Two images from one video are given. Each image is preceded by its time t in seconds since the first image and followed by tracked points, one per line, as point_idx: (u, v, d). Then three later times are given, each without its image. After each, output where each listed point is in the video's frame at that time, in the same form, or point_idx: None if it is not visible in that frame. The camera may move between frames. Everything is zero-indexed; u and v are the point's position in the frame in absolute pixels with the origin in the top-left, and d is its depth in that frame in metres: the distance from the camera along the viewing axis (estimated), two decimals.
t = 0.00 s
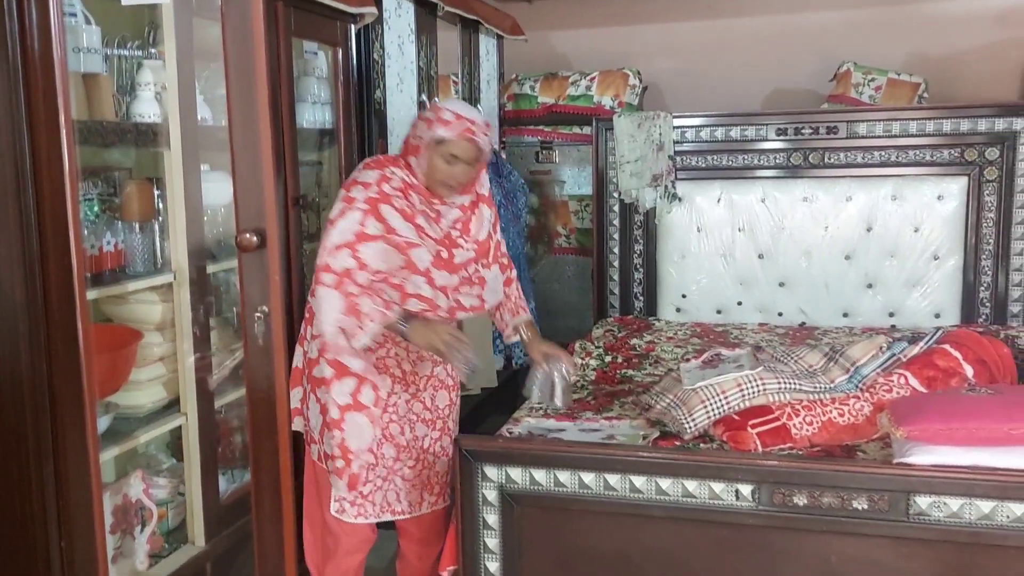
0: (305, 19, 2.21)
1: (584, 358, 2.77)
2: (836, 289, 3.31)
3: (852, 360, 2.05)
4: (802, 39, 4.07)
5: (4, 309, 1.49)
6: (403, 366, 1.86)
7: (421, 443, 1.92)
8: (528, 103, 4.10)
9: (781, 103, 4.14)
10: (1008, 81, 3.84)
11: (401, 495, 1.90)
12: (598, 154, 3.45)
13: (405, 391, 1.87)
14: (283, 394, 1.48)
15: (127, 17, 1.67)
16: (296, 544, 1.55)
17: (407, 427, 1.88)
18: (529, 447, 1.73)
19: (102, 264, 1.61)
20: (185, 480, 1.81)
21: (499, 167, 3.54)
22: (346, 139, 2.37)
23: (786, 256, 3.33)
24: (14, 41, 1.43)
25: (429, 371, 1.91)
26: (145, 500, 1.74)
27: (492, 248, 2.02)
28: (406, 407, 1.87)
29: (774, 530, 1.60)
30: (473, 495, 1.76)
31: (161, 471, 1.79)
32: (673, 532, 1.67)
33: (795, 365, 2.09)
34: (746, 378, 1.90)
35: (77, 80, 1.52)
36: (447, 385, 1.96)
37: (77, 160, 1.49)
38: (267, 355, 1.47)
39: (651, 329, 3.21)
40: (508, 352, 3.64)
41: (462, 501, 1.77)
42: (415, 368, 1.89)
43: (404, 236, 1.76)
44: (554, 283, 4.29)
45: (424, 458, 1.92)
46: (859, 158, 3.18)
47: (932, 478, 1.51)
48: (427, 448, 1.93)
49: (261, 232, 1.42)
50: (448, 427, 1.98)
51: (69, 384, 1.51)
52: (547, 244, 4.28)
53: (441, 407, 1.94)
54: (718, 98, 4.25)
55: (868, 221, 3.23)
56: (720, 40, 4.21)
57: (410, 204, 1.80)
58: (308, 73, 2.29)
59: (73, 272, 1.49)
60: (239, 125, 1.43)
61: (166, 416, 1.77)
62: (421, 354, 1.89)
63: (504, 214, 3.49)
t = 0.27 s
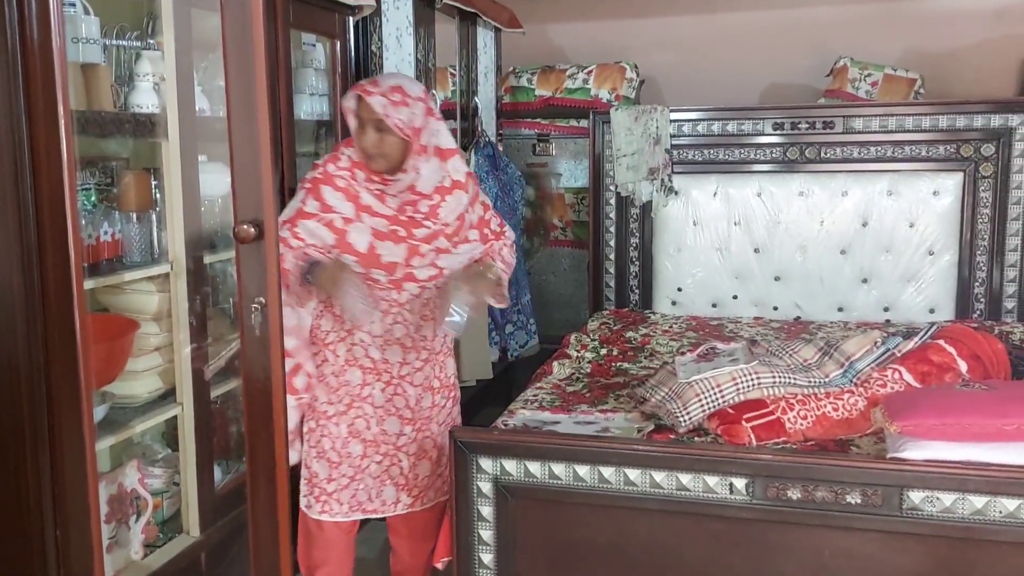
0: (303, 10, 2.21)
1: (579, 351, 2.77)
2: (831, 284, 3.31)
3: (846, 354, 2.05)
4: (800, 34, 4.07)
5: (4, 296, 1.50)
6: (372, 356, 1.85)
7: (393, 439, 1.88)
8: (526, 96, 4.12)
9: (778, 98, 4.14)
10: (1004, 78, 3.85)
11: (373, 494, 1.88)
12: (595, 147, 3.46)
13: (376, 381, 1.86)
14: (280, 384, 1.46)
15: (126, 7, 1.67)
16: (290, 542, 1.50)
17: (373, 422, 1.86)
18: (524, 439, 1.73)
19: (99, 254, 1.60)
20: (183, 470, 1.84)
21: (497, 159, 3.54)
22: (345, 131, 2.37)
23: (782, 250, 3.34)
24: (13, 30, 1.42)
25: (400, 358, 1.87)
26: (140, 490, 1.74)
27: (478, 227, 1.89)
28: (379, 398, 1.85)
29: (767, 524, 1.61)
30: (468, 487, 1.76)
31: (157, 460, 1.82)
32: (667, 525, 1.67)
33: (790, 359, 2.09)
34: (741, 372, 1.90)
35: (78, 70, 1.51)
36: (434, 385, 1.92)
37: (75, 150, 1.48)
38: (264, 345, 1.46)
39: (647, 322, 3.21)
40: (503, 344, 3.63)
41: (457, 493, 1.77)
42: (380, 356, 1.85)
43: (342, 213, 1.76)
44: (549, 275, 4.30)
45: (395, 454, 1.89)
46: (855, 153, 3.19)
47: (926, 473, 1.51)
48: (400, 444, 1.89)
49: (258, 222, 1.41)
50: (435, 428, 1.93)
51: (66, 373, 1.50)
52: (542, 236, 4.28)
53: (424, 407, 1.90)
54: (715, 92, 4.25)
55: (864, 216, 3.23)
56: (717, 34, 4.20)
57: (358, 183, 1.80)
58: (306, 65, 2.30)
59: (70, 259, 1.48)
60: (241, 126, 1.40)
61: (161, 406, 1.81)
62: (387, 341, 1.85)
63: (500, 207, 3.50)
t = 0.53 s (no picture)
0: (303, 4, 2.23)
1: (574, 348, 2.77)
2: (827, 283, 3.32)
3: (842, 354, 2.05)
4: (799, 33, 4.07)
5: (2, 289, 1.49)
6: (318, 350, 1.87)
7: (351, 430, 1.93)
8: (523, 92, 4.08)
9: (776, 96, 4.14)
10: (1003, 79, 3.85)
11: (339, 489, 1.93)
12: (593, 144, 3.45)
13: (327, 374, 1.88)
14: (276, 379, 1.46)
15: None
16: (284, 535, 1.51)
17: (327, 416, 1.89)
18: (518, 436, 1.73)
19: (98, 246, 1.58)
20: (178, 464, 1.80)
21: (494, 155, 3.53)
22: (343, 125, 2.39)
23: (779, 249, 3.34)
24: (14, 23, 1.42)
25: (347, 354, 1.88)
26: (135, 482, 1.75)
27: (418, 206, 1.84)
28: (330, 392, 1.88)
29: (761, 523, 1.61)
30: (462, 483, 1.76)
31: (152, 452, 1.82)
32: (660, 524, 1.66)
33: (785, 358, 2.10)
34: (736, 370, 1.90)
35: (77, 63, 1.50)
36: (389, 388, 1.93)
37: (75, 143, 1.47)
38: (260, 340, 1.46)
39: (643, 320, 3.21)
40: (498, 340, 3.61)
41: (450, 488, 1.77)
42: (326, 350, 1.87)
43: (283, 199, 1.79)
44: (546, 271, 4.29)
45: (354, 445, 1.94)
46: (853, 152, 3.20)
47: (920, 473, 1.52)
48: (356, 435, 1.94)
49: (256, 217, 1.41)
50: (390, 431, 1.94)
51: (63, 364, 1.50)
52: (539, 233, 4.28)
53: (376, 409, 1.92)
54: (714, 90, 4.25)
55: (861, 216, 3.24)
56: (716, 32, 4.20)
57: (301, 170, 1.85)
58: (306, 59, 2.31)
59: (68, 251, 1.48)
60: (241, 126, 1.39)
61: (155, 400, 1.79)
62: (331, 335, 1.87)
63: (496, 203, 3.49)
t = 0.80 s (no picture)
0: None
1: (571, 345, 2.77)
2: (825, 281, 3.32)
3: (839, 353, 2.05)
4: (799, 31, 4.06)
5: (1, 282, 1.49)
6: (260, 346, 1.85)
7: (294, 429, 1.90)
8: (523, 88, 4.08)
9: (776, 95, 4.14)
10: (1001, 79, 3.85)
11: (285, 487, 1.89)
12: (592, 141, 3.45)
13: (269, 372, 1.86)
14: (273, 373, 1.46)
15: None
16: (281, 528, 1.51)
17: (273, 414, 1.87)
18: (515, 432, 1.73)
19: (96, 239, 1.57)
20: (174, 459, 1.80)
21: (492, 151, 3.53)
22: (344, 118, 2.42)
23: (777, 247, 3.34)
24: (15, 15, 1.42)
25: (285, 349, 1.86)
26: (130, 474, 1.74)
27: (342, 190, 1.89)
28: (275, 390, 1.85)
29: (757, 522, 1.61)
30: (458, 479, 1.76)
31: (149, 445, 1.84)
32: (656, 521, 1.67)
33: (782, 357, 2.10)
34: (733, 368, 1.90)
35: (76, 54, 1.50)
36: (330, 393, 1.88)
37: (74, 134, 1.47)
38: (258, 334, 1.45)
39: (640, 317, 3.21)
40: (496, 336, 3.61)
41: (447, 484, 1.76)
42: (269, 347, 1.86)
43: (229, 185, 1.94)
44: (543, 268, 4.29)
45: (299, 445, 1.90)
46: (852, 151, 3.20)
47: (916, 473, 1.52)
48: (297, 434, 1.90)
49: (255, 210, 1.41)
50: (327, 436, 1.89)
51: (61, 356, 1.50)
52: (537, 229, 4.28)
53: (313, 411, 1.87)
54: (713, 88, 4.24)
55: (859, 215, 3.24)
56: (716, 30, 4.19)
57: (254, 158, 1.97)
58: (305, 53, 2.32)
59: (67, 243, 1.48)
60: (240, 120, 1.39)
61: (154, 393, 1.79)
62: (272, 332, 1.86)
63: (495, 198, 3.49)
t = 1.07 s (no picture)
0: None
1: (572, 342, 2.77)
2: (826, 280, 3.32)
3: (840, 352, 2.05)
4: (802, 29, 4.06)
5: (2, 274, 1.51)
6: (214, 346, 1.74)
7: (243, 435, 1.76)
8: (525, 84, 4.08)
9: (778, 92, 4.14)
10: (1004, 78, 3.84)
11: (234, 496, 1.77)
12: (594, 138, 3.45)
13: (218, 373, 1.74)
14: (274, 370, 1.46)
15: None
16: (281, 524, 1.51)
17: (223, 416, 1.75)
18: (516, 429, 1.73)
19: (99, 234, 1.57)
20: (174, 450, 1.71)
21: (494, 148, 3.54)
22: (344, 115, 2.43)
23: (778, 245, 3.34)
24: (17, 10, 1.45)
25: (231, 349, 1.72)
26: (133, 469, 1.69)
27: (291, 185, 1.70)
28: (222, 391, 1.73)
29: (758, 520, 1.61)
30: (458, 476, 1.76)
31: (150, 439, 1.72)
32: (657, 519, 1.67)
33: (784, 355, 2.10)
34: (734, 366, 1.90)
35: (77, 49, 1.50)
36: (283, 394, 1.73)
37: (77, 129, 1.50)
38: (260, 330, 1.45)
39: (641, 315, 3.21)
40: (497, 332, 3.60)
41: (447, 481, 1.76)
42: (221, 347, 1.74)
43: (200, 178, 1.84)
44: (544, 265, 4.29)
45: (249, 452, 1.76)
46: (855, 150, 3.19)
47: (917, 472, 1.52)
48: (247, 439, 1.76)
49: (257, 206, 1.41)
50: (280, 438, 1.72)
51: (62, 348, 1.53)
52: (538, 226, 4.27)
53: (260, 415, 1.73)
54: (716, 85, 4.24)
55: (861, 213, 3.24)
56: (719, 27, 4.18)
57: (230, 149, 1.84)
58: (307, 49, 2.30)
59: (69, 237, 1.50)
60: (242, 117, 1.39)
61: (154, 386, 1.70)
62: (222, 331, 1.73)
63: (496, 195, 3.49)
